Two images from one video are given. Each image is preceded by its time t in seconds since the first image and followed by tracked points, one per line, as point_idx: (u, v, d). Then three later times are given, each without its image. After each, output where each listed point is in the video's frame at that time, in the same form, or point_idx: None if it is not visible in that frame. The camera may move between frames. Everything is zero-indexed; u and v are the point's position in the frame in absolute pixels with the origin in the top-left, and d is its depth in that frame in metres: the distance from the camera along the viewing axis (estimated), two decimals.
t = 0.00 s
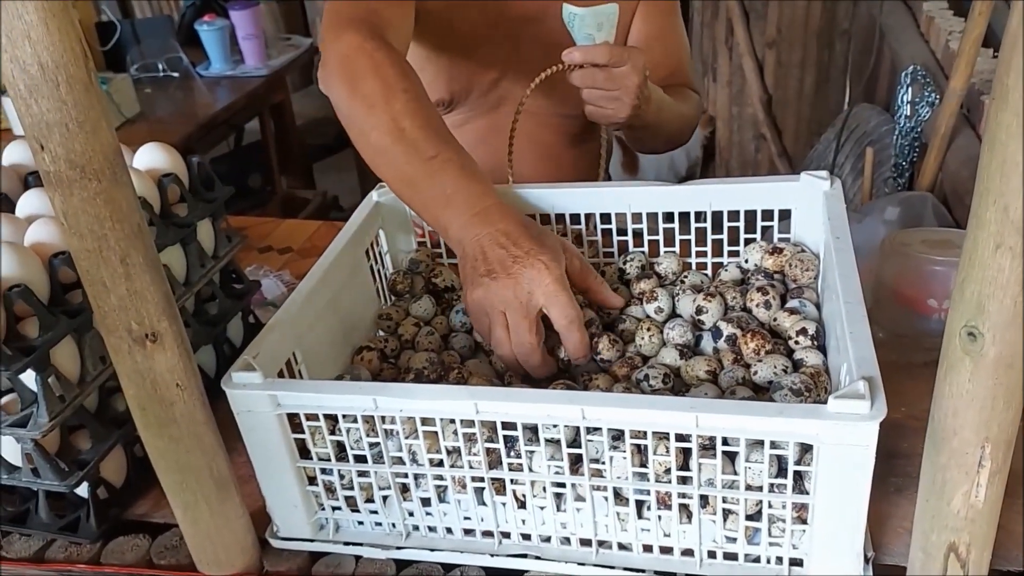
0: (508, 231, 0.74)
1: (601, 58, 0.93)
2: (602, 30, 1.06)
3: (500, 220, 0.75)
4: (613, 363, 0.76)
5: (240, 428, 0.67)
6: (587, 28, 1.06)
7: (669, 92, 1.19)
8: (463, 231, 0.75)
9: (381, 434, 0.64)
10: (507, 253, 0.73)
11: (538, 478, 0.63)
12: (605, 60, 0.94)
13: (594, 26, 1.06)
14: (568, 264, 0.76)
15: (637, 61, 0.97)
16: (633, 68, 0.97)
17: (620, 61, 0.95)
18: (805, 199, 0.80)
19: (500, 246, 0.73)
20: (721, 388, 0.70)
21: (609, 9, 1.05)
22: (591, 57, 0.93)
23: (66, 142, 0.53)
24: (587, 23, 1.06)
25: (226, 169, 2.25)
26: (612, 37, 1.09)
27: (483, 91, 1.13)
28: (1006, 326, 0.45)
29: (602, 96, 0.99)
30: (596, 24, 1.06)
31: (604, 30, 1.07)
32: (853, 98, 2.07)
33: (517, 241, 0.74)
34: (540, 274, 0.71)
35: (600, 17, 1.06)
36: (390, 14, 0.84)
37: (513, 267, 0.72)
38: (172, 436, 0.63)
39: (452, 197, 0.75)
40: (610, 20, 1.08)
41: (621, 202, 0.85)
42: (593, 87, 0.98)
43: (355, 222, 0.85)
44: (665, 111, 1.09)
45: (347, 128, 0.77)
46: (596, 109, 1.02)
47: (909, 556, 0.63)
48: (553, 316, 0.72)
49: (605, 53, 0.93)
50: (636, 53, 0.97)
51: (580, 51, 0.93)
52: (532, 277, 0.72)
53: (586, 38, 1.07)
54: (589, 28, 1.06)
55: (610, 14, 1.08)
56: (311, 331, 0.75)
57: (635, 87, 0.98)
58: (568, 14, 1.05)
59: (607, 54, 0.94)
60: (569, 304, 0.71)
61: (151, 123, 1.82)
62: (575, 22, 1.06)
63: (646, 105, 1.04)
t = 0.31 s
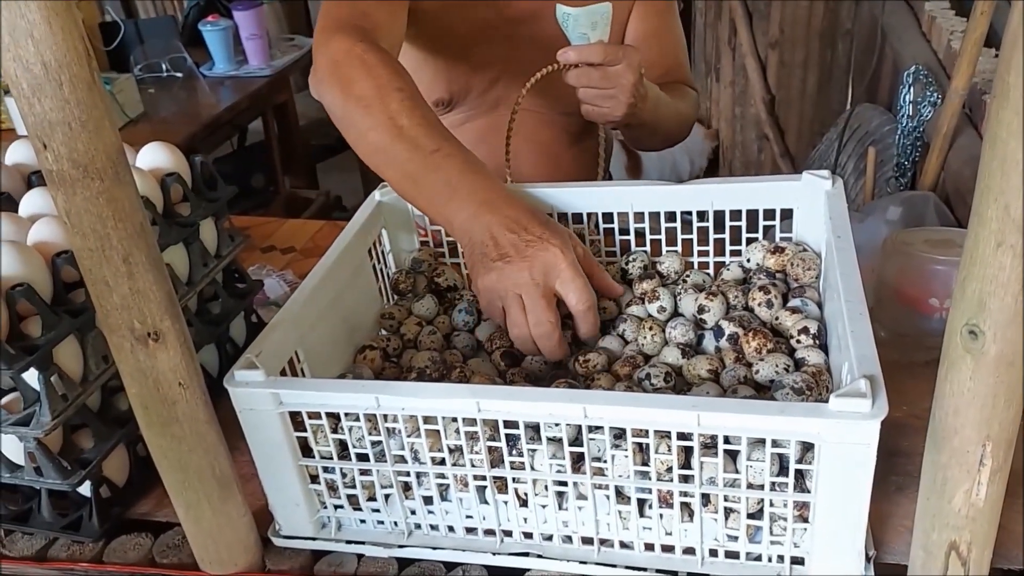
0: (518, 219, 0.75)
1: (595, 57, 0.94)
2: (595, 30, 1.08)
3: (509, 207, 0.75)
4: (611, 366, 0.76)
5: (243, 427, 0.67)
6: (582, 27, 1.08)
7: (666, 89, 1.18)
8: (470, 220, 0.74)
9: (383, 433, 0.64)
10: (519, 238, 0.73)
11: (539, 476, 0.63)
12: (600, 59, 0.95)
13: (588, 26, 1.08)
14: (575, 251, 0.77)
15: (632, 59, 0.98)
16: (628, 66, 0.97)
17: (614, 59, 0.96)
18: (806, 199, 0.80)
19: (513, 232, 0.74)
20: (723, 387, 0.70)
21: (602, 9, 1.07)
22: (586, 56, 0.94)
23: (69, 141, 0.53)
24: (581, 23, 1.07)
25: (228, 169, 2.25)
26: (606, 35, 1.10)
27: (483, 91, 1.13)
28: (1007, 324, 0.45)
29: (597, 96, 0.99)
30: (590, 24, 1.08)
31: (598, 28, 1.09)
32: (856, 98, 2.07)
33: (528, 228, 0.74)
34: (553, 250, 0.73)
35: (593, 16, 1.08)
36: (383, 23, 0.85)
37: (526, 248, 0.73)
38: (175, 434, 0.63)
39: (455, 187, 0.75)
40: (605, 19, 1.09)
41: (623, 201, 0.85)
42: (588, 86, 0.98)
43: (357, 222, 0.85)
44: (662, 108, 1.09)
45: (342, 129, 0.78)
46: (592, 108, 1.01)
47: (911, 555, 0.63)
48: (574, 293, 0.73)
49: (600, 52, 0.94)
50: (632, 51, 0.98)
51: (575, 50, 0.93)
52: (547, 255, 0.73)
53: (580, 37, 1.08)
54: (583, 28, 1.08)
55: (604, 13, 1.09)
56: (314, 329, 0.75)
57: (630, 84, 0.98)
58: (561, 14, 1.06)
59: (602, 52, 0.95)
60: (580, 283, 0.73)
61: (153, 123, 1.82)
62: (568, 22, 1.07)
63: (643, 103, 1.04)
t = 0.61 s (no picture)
0: (524, 204, 0.76)
1: (600, 54, 0.95)
2: (600, 26, 1.10)
3: (515, 194, 0.76)
4: (616, 359, 0.76)
5: (249, 418, 0.67)
6: (586, 25, 1.09)
7: (670, 86, 1.18)
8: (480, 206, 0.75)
9: (388, 424, 0.64)
10: (523, 231, 0.75)
11: (543, 467, 0.64)
12: (604, 56, 0.95)
13: (592, 23, 1.10)
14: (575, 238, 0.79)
15: (636, 57, 0.98)
16: (634, 64, 0.98)
17: (619, 56, 0.96)
18: (810, 194, 0.80)
19: (519, 231, 0.75)
20: (726, 380, 0.71)
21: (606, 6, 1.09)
22: (591, 53, 0.94)
23: (78, 134, 0.54)
24: (586, 20, 1.09)
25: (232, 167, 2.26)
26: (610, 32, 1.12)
27: (487, 88, 1.13)
28: (1011, 316, 0.45)
29: (603, 93, 1.00)
30: (595, 21, 1.10)
31: (603, 26, 1.11)
32: (860, 97, 2.08)
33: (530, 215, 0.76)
34: (553, 242, 0.75)
35: (598, 14, 1.09)
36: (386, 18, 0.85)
37: (528, 247, 0.75)
38: (181, 426, 0.64)
39: (462, 177, 0.75)
40: (609, 16, 1.11)
41: (627, 195, 0.85)
42: (593, 83, 0.98)
43: (363, 217, 0.85)
44: (666, 105, 1.10)
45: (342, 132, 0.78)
46: (595, 105, 1.02)
47: (914, 547, 0.64)
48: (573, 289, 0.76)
49: (604, 49, 0.95)
50: (637, 48, 0.98)
51: (580, 47, 0.93)
52: (546, 249, 0.75)
53: (585, 34, 1.10)
54: (587, 25, 1.09)
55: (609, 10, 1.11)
56: (320, 322, 0.75)
57: (635, 81, 0.99)
58: (567, 12, 1.08)
59: (606, 49, 0.95)
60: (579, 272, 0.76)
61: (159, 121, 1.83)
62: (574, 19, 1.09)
63: (647, 99, 1.04)
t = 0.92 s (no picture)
0: (528, 183, 0.75)
1: (617, 50, 0.94)
2: (616, 22, 1.10)
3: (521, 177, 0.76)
4: (626, 349, 0.77)
5: (261, 407, 0.67)
6: (602, 21, 1.09)
7: (680, 81, 1.18)
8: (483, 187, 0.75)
9: (400, 413, 0.65)
10: (525, 213, 0.75)
11: (555, 457, 0.64)
12: (620, 51, 0.95)
13: (609, 19, 1.09)
14: (573, 208, 0.80)
15: (651, 53, 0.98)
16: (650, 60, 0.98)
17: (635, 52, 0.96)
18: (819, 187, 0.80)
19: (519, 220, 0.75)
20: (736, 371, 0.71)
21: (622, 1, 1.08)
22: (607, 49, 0.94)
23: (94, 121, 0.54)
24: (602, 16, 1.09)
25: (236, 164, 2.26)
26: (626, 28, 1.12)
27: (496, 83, 1.14)
28: None
29: (617, 89, 1.00)
30: (611, 17, 1.09)
31: (619, 21, 1.10)
32: (865, 96, 2.08)
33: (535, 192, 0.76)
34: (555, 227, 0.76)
35: (614, 9, 1.09)
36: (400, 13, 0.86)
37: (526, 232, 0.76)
38: (194, 414, 0.64)
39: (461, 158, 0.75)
40: (625, 11, 1.11)
41: (637, 189, 0.85)
42: (607, 79, 0.98)
43: (372, 208, 0.86)
44: (678, 101, 1.10)
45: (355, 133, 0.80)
46: (611, 101, 1.02)
47: (924, 537, 0.64)
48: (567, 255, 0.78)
49: (620, 45, 0.94)
50: (650, 44, 0.98)
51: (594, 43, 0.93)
52: (547, 232, 0.76)
53: (601, 31, 1.10)
54: (603, 21, 1.09)
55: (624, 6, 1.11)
56: (330, 312, 0.76)
57: (650, 77, 0.99)
58: (583, 8, 1.08)
59: (623, 46, 0.95)
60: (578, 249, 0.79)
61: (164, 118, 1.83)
62: (591, 15, 1.09)
63: (659, 95, 1.05)
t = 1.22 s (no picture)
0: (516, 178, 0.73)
1: (625, 42, 0.95)
2: (625, 15, 1.12)
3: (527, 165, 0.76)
4: (633, 336, 0.77)
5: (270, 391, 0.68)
6: (612, 13, 1.11)
7: (686, 74, 1.18)
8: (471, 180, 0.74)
9: (409, 396, 0.65)
10: (514, 206, 0.74)
11: (562, 441, 0.64)
12: (630, 43, 0.95)
13: (618, 11, 1.11)
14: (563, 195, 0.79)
15: (660, 45, 0.99)
16: (657, 53, 0.98)
17: (643, 44, 0.97)
18: (826, 176, 0.81)
19: (508, 211, 0.74)
20: (743, 357, 0.71)
21: None
22: (616, 41, 0.94)
23: (110, 100, 0.54)
24: (611, 8, 1.11)
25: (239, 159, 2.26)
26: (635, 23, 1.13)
27: (502, 75, 1.14)
28: None
29: (625, 81, 1.00)
30: (620, 9, 1.11)
31: (628, 14, 1.12)
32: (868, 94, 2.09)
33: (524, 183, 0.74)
34: (544, 221, 0.74)
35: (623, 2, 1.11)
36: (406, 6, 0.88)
37: (515, 229, 0.75)
38: (206, 395, 0.64)
39: (450, 149, 0.74)
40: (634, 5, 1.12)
41: (643, 178, 0.86)
42: (616, 71, 0.99)
43: (378, 196, 0.86)
44: (685, 93, 1.10)
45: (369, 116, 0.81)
46: (619, 93, 1.02)
47: (930, 522, 0.64)
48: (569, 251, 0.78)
49: (630, 37, 0.95)
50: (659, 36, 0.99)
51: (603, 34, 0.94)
52: (535, 226, 0.74)
53: (610, 23, 1.12)
54: (612, 13, 1.11)
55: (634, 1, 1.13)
56: (339, 297, 0.76)
57: (658, 70, 0.99)
58: None
59: (632, 37, 0.95)
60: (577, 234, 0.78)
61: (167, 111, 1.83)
62: (599, 7, 1.11)
63: (667, 88, 1.05)
